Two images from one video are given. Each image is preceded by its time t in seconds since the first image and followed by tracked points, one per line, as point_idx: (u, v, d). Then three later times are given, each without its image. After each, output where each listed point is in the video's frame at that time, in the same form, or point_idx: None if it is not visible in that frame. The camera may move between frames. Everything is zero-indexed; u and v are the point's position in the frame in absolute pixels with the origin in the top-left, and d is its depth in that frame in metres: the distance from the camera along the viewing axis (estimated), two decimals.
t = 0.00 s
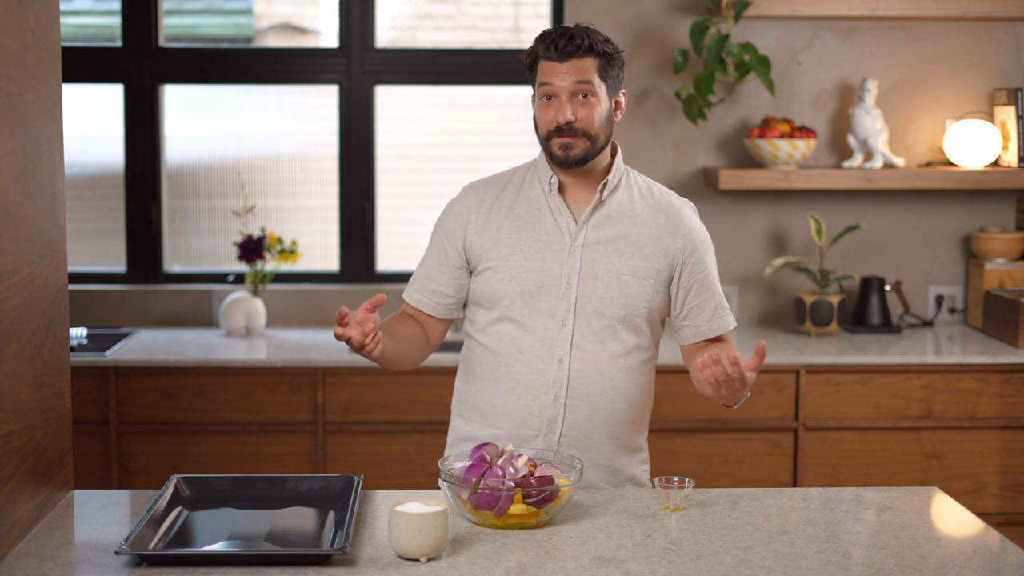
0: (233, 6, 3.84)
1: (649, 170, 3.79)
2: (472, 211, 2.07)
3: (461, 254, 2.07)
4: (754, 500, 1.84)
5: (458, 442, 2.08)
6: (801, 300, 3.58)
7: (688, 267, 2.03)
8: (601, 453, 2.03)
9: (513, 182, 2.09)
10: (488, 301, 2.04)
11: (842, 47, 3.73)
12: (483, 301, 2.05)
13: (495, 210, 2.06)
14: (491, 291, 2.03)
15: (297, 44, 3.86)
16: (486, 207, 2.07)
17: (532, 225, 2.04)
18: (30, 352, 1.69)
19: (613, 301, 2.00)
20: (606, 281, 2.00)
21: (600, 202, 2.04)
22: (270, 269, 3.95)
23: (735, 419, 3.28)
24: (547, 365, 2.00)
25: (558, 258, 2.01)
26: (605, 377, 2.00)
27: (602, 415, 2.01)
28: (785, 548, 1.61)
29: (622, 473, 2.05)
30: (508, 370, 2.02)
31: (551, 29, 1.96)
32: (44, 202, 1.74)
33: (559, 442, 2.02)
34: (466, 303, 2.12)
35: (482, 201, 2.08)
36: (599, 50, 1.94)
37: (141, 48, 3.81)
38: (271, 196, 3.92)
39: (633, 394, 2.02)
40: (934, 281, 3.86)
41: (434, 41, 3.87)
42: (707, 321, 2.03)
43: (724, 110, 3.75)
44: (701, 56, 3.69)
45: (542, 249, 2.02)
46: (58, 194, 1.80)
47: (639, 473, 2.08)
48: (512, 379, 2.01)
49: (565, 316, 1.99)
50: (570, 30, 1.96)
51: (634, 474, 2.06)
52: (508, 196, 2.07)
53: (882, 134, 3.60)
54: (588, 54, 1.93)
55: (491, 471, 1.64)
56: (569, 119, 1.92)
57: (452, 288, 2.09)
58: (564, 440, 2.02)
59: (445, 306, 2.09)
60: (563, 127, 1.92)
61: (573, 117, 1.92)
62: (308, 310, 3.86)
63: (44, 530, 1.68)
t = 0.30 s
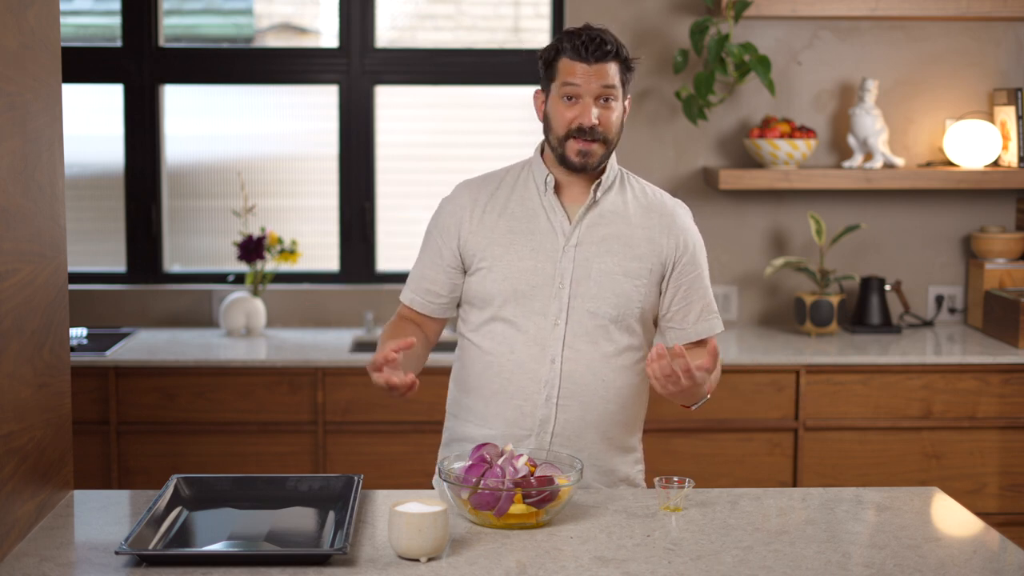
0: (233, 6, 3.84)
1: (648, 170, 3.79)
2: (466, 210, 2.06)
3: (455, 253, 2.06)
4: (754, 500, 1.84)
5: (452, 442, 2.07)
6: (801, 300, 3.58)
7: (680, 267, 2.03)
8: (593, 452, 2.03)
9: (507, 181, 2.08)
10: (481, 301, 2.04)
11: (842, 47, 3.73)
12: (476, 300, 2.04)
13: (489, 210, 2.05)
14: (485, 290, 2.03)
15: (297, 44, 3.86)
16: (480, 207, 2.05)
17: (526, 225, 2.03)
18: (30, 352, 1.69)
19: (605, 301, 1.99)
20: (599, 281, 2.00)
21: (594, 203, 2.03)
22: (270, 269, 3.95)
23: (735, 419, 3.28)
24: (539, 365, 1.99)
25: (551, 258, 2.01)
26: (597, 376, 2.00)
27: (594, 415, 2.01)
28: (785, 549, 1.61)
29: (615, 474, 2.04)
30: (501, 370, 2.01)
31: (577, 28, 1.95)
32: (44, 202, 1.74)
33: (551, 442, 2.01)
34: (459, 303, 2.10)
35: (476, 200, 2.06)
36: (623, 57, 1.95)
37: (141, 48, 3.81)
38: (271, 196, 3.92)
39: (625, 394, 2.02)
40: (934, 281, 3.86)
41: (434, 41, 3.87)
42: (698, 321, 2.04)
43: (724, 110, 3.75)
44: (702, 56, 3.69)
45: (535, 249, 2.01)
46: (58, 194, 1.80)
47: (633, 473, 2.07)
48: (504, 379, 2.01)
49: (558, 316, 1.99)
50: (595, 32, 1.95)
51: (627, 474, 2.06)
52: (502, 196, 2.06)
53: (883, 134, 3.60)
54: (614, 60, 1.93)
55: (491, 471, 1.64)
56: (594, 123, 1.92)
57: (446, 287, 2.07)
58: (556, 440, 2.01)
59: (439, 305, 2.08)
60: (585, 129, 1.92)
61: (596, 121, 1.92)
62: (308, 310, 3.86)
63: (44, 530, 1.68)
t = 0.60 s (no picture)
0: (233, 6, 3.84)
1: (648, 170, 3.79)
2: (461, 209, 2.05)
3: (451, 253, 2.06)
4: (754, 500, 1.84)
5: (447, 442, 2.07)
6: (801, 300, 3.58)
7: (674, 267, 2.02)
8: (587, 451, 2.02)
9: (502, 181, 2.07)
10: (475, 300, 2.04)
11: (842, 47, 3.73)
12: (471, 300, 2.04)
13: (484, 210, 2.05)
14: (479, 290, 2.03)
15: (297, 44, 3.86)
16: (475, 207, 2.05)
17: (520, 225, 2.03)
18: (30, 352, 1.69)
19: (599, 301, 1.99)
20: (593, 281, 1.99)
21: (588, 203, 2.02)
22: (270, 269, 3.95)
23: (735, 419, 3.28)
24: (533, 365, 1.99)
25: (545, 258, 2.01)
26: (591, 376, 2.00)
27: (588, 414, 2.01)
28: (785, 548, 1.61)
29: (610, 473, 2.04)
30: (495, 370, 2.01)
31: (563, 52, 1.87)
32: (44, 202, 1.74)
33: (545, 441, 2.01)
34: (454, 302, 2.10)
35: (471, 200, 2.06)
36: (609, 84, 1.88)
37: (141, 48, 3.81)
38: (271, 196, 3.92)
39: (619, 393, 2.02)
40: (934, 281, 3.86)
41: (434, 41, 3.87)
42: (693, 321, 2.03)
43: (724, 110, 3.75)
44: (702, 56, 3.69)
45: (529, 249, 2.01)
46: (58, 194, 1.80)
47: (629, 473, 2.07)
48: (499, 379, 2.00)
49: (551, 315, 1.99)
50: (581, 55, 1.87)
51: (622, 474, 2.06)
52: (497, 195, 2.06)
53: (882, 134, 3.60)
54: (599, 87, 1.87)
55: (491, 471, 1.64)
56: (575, 152, 1.89)
57: (441, 287, 2.07)
58: (550, 439, 2.01)
59: (434, 304, 2.08)
60: (566, 159, 1.90)
61: (577, 152, 1.89)
62: (308, 310, 3.86)
63: (45, 530, 1.68)
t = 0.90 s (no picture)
0: (233, 6, 3.84)
1: (648, 170, 3.79)
2: (457, 209, 2.05)
3: (447, 252, 2.06)
4: (754, 500, 1.84)
5: (444, 441, 2.07)
6: (801, 300, 3.58)
7: (671, 265, 2.02)
8: (583, 451, 2.02)
9: (499, 180, 2.07)
10: (471, 300, 2.04)
11: (842, 47, 3.73)
12: (467, 299, 2.04)
13: (479, 209, 2.04)
14: (475, 289, 2.03)
15: (297, 44, 3.86)
16: (471, 206, 2.05)
17: (516, 224, 2.02)
18: (30, 352, 1.69)
19: (594, 301, 1.99)
20: (588, 280, 1.99)
21: (584, 202, 2.02)
22: (270, 269, 3.95)
23: (735, 419, 3.28)
24: (528, 364, 1.99)
25: (541, 257, 2.00)
26: (586, 376, 2.00)
27: (584, 414, 2.01)
28: (785, 549, 1.61)
29: (607, 472, 2.04)
30: (491, 369, 2.01)
31: (557, 51, 1.87)
32: (44, 202, 1.74)
33: (541, 441, 2.01)
34: (451, 301, 2.10)
35: (467, 199, 2.06)
36: (603, 83, 1.88)
37: (141, 48, 3.81)
38: (271, 196, 3.92)
39: (616, 393, 2.02)
40: (934, 282, 3.86)
41: (434, 41, 3.87)
42: (692, 320, 2.01)
43: (724, 111, 3.75)
44: (702, 56, 3.69)
45: (525, 248, 2.01)
46: (58, 194, 1.80)
47: (626, 472, 2.07)
48: (495, 378, 2.00)
49: (547, 315, 1.98)
50: (573, 52, 1.87)
51: (619, 473, 2.06)
52: (493, 195, 2.06)
53: (882, 134, 3.60)
54: (592, 84, 1.87)
55: (491, 471, 1.64)
56: (568, 150, 1.89)
57: (438, 286, 2.07)
58: (546, 439, 2.01)
59: (432, 304, 2.07)
60: (560, 157, 1.90)
61: (571, 149, 1.89)
62: (308, 310, 3.87)
63: (45, 530, 1.68)
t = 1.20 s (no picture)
0: (233, 6, 3.84)
1: (648, 169, 3.79)
2: (458, 208, 2.05)
3: (448, 250, 2.05)
4: (754, 500, 1.84)
5: (443, 440, 2.07)
6: (801, 300, 3.58)
7: (668, 265, 2.02)
8: (580, 450, 2.02)
9: (499, 179, 2.07)
10: (469, 298, 2.03)
11: (842, 47, 3.73)
12: (466, 297, 2.03)
13: (480, 208, 2.04)
14: (473, 287, 2.02)
15: (297, 44, 3.86)
16: (472, 205, 2.05)
17: (516, 222, 2.02)
18: (30, 352, 1.69)
19: (593, 299, 1.99)
20: (587, 279, 1.99)
21: (583, 200, 2.02)
22: (270, 269, 3.95)
23: (735, 419, 3.28)
24: (526, 363, 1.99)
25: (540, 256, 2.00)
26: (584, 375, 1.99)
27: (581, 413, 2.00)
28: (785, 548, 1.61)
29: (603, 472, 2.04)
30: (490, 368, 2.00)
31: (555, 22, 1.96)
32: (44, 202, 1.74)
33: (538, 440, 2.00)
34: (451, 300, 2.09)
35: (468, 197, 2.06)
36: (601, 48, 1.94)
37: (141, 48, 3.81)
38: (271, 196, 3.92)
39: (613, 393, 2.01)
40: (934, 282, 3.86)
41: (434, 41, 3.87)
42: (686, 319, 1.97)
43: (724, 111, 3.75)
44: (702, 56, 3.69)
45: (524, 247, 2.01)
46: (58, 194, 1.80)
47: (622, 472, 2.07)
48: (492, 377, 2.00)
49: (545, 314, 1.99)
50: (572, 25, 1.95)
51: (615, 474, 2.05)
52: (493, 195, 2.05)
53: (882, 134, 3.60)
54: (591, 49, 1.93)
55: (491, 471, 1.64)
56: (570, 110, 1.89)
57: (443, 284, 2.05)
58: (543, 438, 2.00)
59: (438, 303, 2.05)
60: (563, 118, 1.90)
61: (574, 109, 1.90)
62: (308, 310, 3.87)
63: (45, 530, 1.68)
